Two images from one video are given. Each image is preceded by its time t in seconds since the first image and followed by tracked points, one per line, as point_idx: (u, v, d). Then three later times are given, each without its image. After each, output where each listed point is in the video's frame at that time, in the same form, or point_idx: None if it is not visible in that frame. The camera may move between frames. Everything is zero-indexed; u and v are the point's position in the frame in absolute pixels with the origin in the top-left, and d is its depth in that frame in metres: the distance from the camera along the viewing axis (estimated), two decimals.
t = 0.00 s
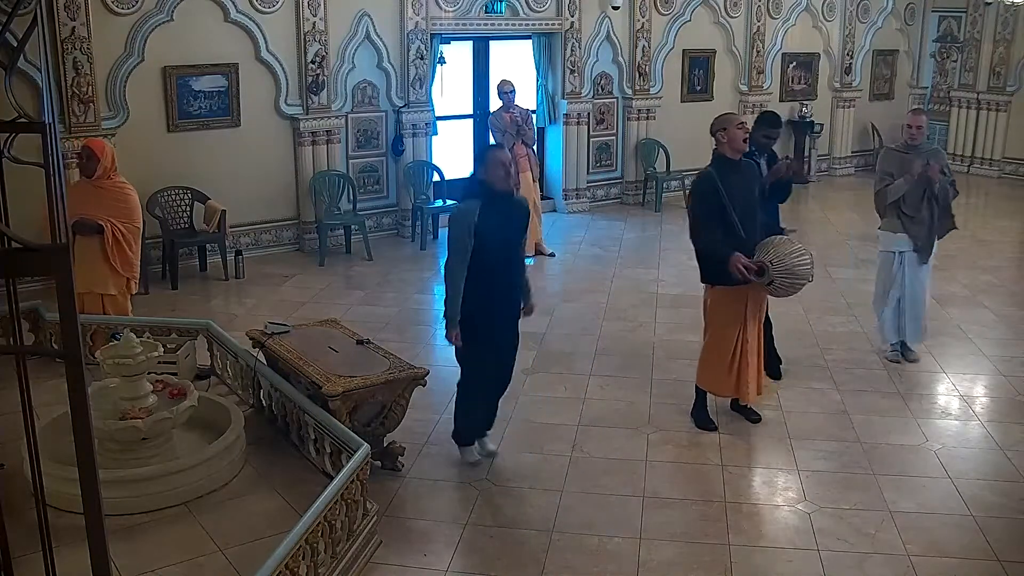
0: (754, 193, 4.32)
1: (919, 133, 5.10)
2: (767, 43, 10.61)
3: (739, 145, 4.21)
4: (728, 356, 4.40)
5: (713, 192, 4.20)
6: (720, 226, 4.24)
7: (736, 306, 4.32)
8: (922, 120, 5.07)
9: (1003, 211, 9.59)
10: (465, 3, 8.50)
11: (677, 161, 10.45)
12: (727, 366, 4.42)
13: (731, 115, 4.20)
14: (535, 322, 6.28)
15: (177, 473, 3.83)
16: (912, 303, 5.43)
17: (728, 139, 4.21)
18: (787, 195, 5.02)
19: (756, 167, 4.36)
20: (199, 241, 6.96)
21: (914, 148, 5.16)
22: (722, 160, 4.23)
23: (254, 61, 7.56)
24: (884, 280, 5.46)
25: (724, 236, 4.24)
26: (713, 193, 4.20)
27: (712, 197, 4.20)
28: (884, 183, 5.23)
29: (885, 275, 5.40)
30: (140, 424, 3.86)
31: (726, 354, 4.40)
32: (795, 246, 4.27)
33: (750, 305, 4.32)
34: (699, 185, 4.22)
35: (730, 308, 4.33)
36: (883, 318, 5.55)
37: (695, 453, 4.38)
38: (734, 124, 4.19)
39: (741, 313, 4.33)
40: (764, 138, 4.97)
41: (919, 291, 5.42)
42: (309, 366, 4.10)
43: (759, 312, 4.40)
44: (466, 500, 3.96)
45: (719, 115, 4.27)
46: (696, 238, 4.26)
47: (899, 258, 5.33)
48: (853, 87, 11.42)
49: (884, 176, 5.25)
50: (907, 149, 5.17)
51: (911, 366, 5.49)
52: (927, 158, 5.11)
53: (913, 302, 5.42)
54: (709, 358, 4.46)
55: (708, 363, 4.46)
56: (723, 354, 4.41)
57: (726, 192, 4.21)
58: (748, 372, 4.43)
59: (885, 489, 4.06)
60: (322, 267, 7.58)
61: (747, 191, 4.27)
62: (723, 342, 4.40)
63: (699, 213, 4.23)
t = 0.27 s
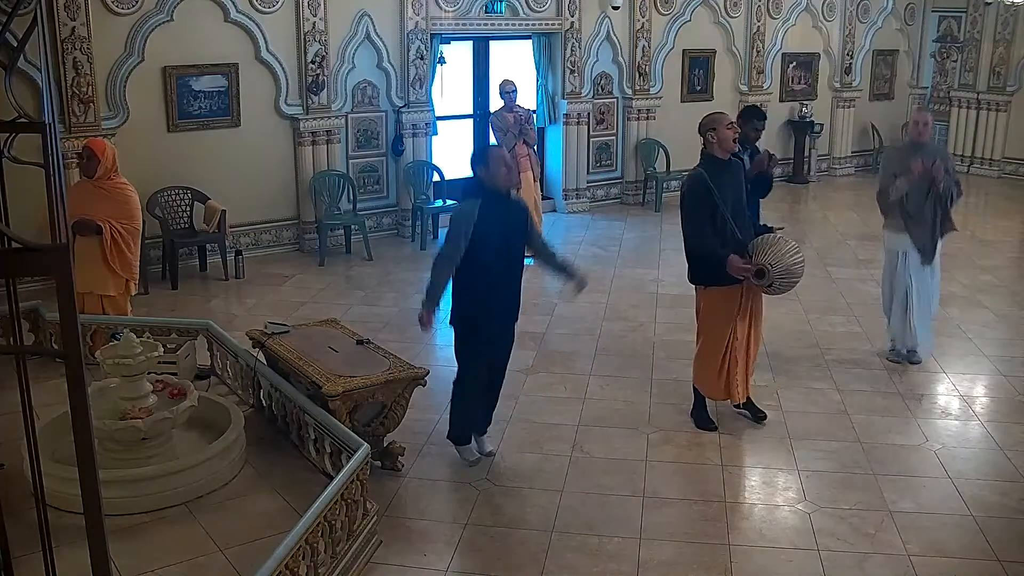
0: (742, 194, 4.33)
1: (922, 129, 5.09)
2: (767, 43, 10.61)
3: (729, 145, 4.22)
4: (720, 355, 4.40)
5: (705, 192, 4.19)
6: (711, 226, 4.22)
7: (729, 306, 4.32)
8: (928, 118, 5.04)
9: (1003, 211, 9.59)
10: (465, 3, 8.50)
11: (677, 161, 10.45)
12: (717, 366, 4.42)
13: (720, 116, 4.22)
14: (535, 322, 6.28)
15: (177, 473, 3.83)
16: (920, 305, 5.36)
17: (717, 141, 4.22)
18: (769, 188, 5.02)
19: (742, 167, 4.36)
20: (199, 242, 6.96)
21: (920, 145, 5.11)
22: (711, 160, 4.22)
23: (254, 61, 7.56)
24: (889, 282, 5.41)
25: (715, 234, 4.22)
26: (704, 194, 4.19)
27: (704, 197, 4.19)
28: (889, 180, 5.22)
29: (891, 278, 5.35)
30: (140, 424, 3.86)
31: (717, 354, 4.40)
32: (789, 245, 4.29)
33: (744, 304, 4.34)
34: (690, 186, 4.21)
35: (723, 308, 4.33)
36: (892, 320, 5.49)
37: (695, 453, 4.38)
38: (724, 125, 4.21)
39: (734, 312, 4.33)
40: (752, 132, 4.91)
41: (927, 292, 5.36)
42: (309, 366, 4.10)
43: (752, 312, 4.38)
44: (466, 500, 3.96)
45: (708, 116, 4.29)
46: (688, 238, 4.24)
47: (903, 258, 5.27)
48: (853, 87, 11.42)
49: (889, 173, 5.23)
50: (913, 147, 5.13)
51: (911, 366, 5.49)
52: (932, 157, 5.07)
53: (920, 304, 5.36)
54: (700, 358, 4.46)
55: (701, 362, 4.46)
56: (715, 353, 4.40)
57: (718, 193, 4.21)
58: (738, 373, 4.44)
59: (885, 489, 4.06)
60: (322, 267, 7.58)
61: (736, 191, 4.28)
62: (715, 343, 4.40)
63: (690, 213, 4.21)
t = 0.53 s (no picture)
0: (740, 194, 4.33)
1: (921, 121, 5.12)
2: (767, 43, 10.61)
3: (729, 146, 4.22)
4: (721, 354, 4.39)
5: (704, 192, 4.19)
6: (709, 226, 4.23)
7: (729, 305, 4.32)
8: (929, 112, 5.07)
9: (1003, 211, 9.59)
10: (465, 3, 8.50)
11: (677, 161, 10.45)
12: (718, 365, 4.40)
13: (718, 116, 4.21)
14: (535, 321, 6.28)
15: (177, 473, 3.83)
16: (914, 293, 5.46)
17: (716, 141, 4.21)
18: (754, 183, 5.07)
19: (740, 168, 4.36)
20: (199, 242, 6.96)
21: (919, 137, 5.15)
22: (710, 160, 4.23)
23: (254, 61, 7.56)
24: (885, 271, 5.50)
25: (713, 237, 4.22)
26: (703, 194, 4.19)
27: (702, 198, 4.19)
28: (888, 173, 5.27)
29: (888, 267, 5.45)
30: (140, 424, 3.86)
31: (718, 352, 4.38)
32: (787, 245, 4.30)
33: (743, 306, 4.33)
34: (689, 186, 4.21)
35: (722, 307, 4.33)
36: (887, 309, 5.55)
37: (695, 453, 4.38)
38: (723, 125, 4.20)
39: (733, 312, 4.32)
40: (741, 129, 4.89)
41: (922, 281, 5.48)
42: (309, 366, 4.10)
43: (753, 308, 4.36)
44: (466, 500, 3.96)
45: (706, 115, 4.28)
46: (686, 239, 4.23)
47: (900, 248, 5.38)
48: (853, 87, 11.42)
49: (888, 166, 5.28)
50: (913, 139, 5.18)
51: (911, 366, 5.49)
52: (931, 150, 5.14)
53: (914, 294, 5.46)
54: (700, 358, 4.45)
55: (700, 362, 4.45)
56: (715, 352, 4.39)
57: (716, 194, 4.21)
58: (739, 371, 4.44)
59: (885, 489, 4.06)
60: (322, 267, 7.58)
61: (734, 192, 4.28)
62: (715, 343, 4.39)
63: (688, 214, 4.21)
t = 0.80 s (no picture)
0: (749, 196, 4.33)
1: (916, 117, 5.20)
2: (767, 43, 10.61)
3: (736, 149, 4.22)
4: (724, 354, 4.39)
5: (709, 193, 4.21)
6: (711, 225, 4.25)
7: (731, 305, 4.31)
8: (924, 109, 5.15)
9: (1003, 211, 9.59)
10: (465, 3, 8.50)
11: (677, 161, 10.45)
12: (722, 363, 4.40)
13: (727, 117, 4.21)
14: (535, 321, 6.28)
15: (177, 473, 3.83)
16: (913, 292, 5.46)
17: (723, 142, 4.22)
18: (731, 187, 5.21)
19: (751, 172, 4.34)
20: (199, 242, 6.96)
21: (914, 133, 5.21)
22: (716, 160, 4.24)
23: (254, 61, 7.56)
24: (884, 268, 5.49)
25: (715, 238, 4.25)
26: (707, 194, 4.21)
27: (707, 198, 4.21)
28: (884, 168, 5.34)
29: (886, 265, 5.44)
30: (140, 424, 3.86)
31: (723, 353, 4.39)
32: (792, 250, 4.26)
33: (745, 309, 4.30)
34: (696, 187, 4.23)
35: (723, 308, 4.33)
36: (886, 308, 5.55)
37: (695, 453, 4.38)
38: (731, 126, 4.20)
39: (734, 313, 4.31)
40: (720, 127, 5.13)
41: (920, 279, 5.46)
42: (309, 366, 4.10)
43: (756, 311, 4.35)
44: (466, 500, 3.96)
45: (715, 115, 4.28)
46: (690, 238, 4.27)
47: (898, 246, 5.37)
48: (853, 87, 11.42)
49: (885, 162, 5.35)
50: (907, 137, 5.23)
51: (910, 366, 5.49)
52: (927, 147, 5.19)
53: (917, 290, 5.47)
54: (704, 357, 4.46)
55: (704, 361, 4.46)
56: (718, 352, 4.40)
57: (722, 195, 4.22)
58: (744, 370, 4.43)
59: (885, 489, 4.06)
60: (322, 267, 7.58)
61: (741, 194, 4.28)
62: (719, 345, 4.39)
63: (693, 214, 4.24)
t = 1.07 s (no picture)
0: (767, 197, 4.32)
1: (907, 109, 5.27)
2: (767, 43, 10.61)
3: (754, 149, 4.22)
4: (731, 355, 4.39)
5: (726, 195, 4.22)
6: (724, 228, 4.28)
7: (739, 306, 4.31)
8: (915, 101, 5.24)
9: (1003, 211, 9.59)
10: (465, 3, 8.50)
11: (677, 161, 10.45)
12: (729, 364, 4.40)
13: (746, 119, 4.20)
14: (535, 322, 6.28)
15: (177, 473, 3.83)
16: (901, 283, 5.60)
17: (742, 142, 4.21)
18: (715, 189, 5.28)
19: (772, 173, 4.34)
20: (199, 242, 6.96)
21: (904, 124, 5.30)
22: (736, 161, 4.23)
23: (254, 61, 7.56)
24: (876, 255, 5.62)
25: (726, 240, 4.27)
26: (722, 193, 4.22)
27: (724, 199, 4.23)
28: (876, 160, 5.43)
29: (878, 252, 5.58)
30: (140, 424, 3.86)
31: (730, 351, 4.38)
32: (804, 252, 4.26)
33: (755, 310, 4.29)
34: (714, 187, 4.24)
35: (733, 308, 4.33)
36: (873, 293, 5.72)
37: (695, 453, 4.39)
38: (750, 126, 4.19)
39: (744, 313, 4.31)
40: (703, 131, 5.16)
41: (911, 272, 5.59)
42: (309, 366, 4.10)
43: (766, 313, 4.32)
44: (467, 500, 3.96)
45: (735, 115, 4.27)
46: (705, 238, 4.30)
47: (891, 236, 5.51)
48: (853, 87, 11.42)
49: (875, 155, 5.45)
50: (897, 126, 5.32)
51: (910, 366, 5.49)
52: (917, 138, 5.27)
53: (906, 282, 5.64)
54: (713, 356, 4.46)
55: (710, 360, 4.47)
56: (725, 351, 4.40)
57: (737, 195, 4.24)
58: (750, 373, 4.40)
59: (885, 489, 4.06)
60: (322, 267, 7.58)
61: (757, 194, 4.28)
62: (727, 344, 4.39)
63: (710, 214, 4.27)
